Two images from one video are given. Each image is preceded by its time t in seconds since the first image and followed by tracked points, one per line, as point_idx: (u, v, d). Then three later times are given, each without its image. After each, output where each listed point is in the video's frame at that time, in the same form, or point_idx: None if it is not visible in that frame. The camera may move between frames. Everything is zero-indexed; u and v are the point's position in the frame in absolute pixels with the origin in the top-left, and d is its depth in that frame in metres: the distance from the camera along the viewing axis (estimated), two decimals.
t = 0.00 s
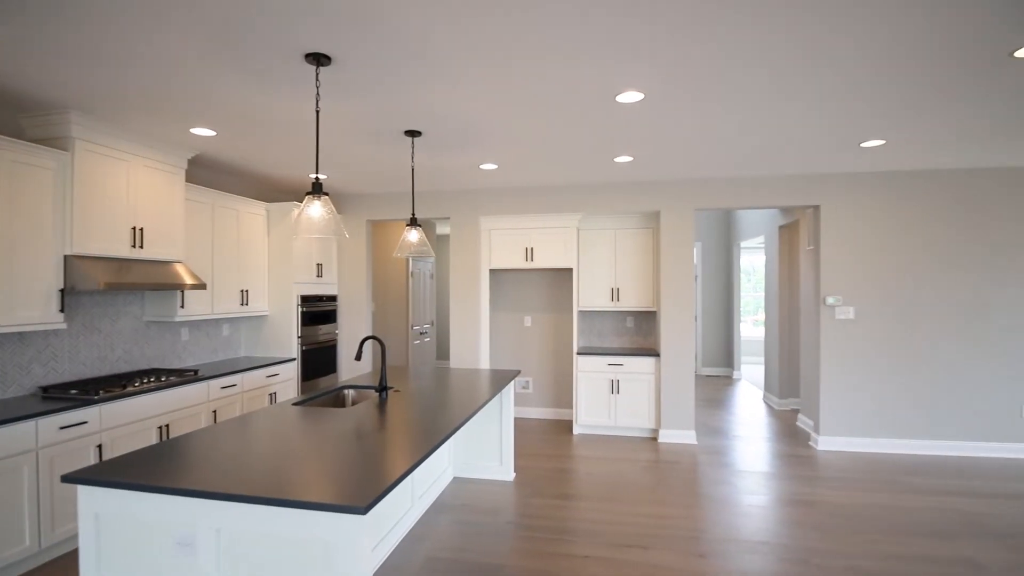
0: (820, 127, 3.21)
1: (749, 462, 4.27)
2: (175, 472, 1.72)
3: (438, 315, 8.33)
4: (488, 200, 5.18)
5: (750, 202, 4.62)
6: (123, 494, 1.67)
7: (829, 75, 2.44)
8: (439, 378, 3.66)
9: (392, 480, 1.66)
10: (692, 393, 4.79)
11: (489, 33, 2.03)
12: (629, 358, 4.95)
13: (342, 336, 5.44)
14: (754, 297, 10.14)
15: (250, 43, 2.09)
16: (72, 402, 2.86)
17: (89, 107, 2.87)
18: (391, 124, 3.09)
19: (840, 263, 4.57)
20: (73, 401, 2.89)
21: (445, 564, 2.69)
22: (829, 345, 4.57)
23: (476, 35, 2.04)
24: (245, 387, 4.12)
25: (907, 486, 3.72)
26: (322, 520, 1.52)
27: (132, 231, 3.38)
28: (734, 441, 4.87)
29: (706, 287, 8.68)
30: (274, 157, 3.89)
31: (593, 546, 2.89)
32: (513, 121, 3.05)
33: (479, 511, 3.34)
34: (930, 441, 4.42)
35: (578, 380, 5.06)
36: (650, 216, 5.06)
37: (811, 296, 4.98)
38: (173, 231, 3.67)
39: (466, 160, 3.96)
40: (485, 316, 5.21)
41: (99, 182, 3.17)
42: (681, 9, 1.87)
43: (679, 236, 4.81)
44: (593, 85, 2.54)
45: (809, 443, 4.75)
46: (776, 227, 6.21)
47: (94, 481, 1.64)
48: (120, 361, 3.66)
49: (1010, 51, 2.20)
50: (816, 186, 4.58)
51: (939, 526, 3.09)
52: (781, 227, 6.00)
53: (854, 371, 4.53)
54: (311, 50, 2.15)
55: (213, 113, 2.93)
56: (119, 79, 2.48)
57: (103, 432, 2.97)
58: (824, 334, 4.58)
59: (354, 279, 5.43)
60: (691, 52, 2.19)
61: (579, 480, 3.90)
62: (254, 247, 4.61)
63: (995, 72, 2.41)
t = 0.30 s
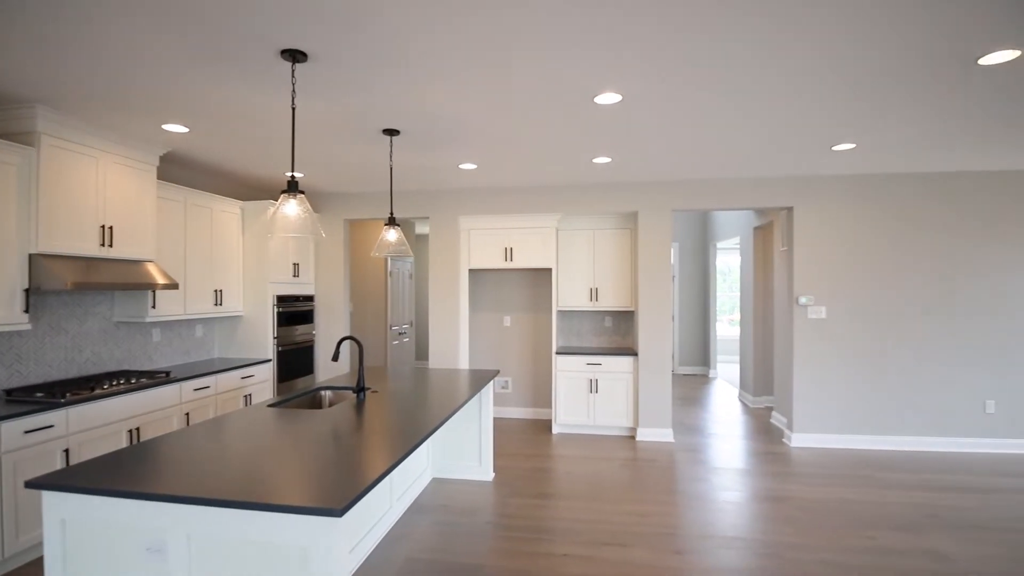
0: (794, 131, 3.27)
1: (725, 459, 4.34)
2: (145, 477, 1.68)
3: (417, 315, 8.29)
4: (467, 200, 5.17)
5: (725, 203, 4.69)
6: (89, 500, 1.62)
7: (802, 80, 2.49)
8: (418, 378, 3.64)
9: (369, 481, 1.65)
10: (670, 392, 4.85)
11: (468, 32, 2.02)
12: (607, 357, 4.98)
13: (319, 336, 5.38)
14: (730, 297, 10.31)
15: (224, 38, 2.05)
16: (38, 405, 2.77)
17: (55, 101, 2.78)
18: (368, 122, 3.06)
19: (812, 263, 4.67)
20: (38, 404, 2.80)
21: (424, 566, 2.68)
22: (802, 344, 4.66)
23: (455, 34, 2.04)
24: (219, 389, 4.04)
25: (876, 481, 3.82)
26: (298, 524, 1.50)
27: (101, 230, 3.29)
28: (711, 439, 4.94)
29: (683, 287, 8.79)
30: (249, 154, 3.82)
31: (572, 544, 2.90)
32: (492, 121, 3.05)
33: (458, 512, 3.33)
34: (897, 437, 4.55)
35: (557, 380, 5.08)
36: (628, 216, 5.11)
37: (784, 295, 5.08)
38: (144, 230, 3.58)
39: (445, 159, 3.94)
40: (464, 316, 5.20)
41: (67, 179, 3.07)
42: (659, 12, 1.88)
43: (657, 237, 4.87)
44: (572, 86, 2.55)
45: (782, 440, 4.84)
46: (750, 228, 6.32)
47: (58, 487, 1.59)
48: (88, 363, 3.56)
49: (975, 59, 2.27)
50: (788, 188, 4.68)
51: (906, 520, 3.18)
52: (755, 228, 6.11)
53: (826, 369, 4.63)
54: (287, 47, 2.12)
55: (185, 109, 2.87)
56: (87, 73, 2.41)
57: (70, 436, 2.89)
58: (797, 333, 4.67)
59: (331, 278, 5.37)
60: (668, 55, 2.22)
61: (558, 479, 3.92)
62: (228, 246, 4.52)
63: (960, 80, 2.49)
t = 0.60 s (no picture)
0: (768, 133, 3.34)
1: (702, 457, 4.40)
2: (113, 482, 1.64)
3: (395, 316, 8.23)
4: (447, 199, 5.15)
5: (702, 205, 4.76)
6: (54, 506, 1.58)
7: (777, 84, 2.54)
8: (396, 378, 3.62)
9: (345, 483, 1.64)
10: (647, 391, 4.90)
11: (449, 32, 2.02)
12: (586, 357, 5.02)
13: (295, 336, 5.30)
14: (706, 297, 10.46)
15: (197, 33, 2.01)
16: (1, 409, 2.68)
17: (18, 95, 2.69)
18: (346, 120, 3.03)
19: (786, 264, 4.77)
20: (1, 408, 2.70)
21: (402, 568, 2.66)
22: (776, 343, 4.75)
23: (434, 33, 2.03)
24: (192, 390, 3.96)
25: (847, 476, 3.92)
26: (274, 527, 1.48)
27: (68, 228, 3.19)
28: (688, 436, 5.00)
29: (661, 287, 8.89)
30: (223, 151, 3.75)
31: (551, 543, 2.91)
32: (471, 120, 3.05)
33: (436, 513, 3.32)
34: (867, 433, 4.67)
35: (537, 380, 5.09)
36: (606, 217, 5.15)
37: (758, 295, 5.17)
38: (114, 228, 3.49)
39: (424, 158, 3.92)
40: (443, 316, 5.17)
41: (32, 175, 2.98)
42: (637, 16, 1.91)
43: (635, 238, 4.91)
44: (552, 87, 2.57)
45: (756, 437, 4.93)
46: (726, 229, 6.42)
47: (21, 493, 1.54)
48: (54, 365, 3.45)
49: (940, 67, 2.35)
50: (763, 191, 4.77)
51: (875, 514, 3.27)
52: (731, 229, 6.21)
53: (799, 367, 4.73)
54: (262, 42, 2.09)
55: (157, 104, 2.80)
56: (53, 66, 2.34)
57: (35, 440, 2.80)
58: (771, 332, 4.76)
59: (308, 278, 5.30)
60: (646, 57, 2.24)
61: (537, 478, 3.93)
62: (201, 244, 4.43)
63: (925, 87, 2.58)
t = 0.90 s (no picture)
0: (742, 136, 3.40)
1: (679, 455, 4.45)
2: (80, 487, 1.59)
3: (374, 316, 8.17)
4: (425, 199, 5.12)
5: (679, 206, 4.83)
6: (16, 513, 1.53)
7: (750, 87, 2.58)
8: (374, 379, 3.59)
9: (320, 485, 1.62)
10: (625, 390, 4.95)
11: (420, 30, 2.01)
12: (564, 356, 5.04)
13: (271, 337, 5.22)
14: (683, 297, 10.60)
15: (168, 26, 1.97)
16: None
17: None
18: (323, 118, 3.00)
19: (760, 265, 4.86)
20: None
21: (380, 570, 2.64)
22: (751, 342, 4.84)
23: (411, 32, 2.02)
24: (164, 393, 3.88)
25: (819, 472, 4.01)
26: (244, 533, 1.45)
27: (34, 226, 3.10)
28: (665, 435, 5.06)
29: (639, 287, 8.98)
30: (197, 149, 3.68)
31: (530, 543, 2.92)
32: (450, 120, 3.04)
33: (415, 514, 3.30)
34: (837, 430, 4.79)
35: (516, 379, 5.10)
36: (585, 218, 5.18)
37: (733, 295, 5.26)
38: (82, 226, 3.40)
39: (402, 158, 3.90)
40: (422, 316, 5.15)
41: None
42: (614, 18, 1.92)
43: (613, 238, 4.95)
44: (530, 87, 2.57)
45: (732, 435, 5.01)
46: (702, 230, 6.51)
47: None
48: (19, 367, 3.35)
49: (906, 73, 2.42)
50: (737, 193, 4.85)
51: (845, 508, 3.34)
52: (707, 230, 6.30)
53: (773, 366, 4.82)
54: (235, 38, 2.05)
55: (127, 100, 2.74)
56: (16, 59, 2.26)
57: None
58: (745, 332, 4.84)
59: (284, 278, 5.22)
60: (623, 59, 2.26)
61: (515, 478, 3.93)
62: (173, 244, 4.34)
63: (892, 92, 2.65)
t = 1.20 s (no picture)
0: (716, 138, 3.45)
1: (656, 453, 4.50)
2: (45, 492, 1.55)
3: (351, 316, 8.09)
4: (403, 198, 5.09)
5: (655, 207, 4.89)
6: None
7: (725, 90, 2.63)
8: (351, 379, 3.55)
9: (294, 488, 1.60)
10: (603, 389, 4.99)
11: (397, 29, 2.00)
12: (542, 356, 5.06)
13: (245, 337, 5.13)
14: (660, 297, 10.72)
15: (137, 20, 1.92)
16: None
17: None
18: (298, 115, 2.96)
19: (735, 265, 4.94)
20: None
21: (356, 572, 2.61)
22: (725, 341, 4.92)
23: (389, 30, 2.01)
24: (134, 395, 3.78)
25: (791, 468, 4.10)
26: (217, 537, 1.43)
27: None
28: (642, 433, 5.11)
29: (616, 287, 9.06)
30: (168, 145, 3.60)
31: (508, 542, 2.93)
32: (427, 119, 3.03)
33: (392, 515, 3.28)
34: (808, 427, 4.90)
35: (494, 379, 5.10)
36: (563, 218, 5.21)
37: (708, 295, 5.34)
38: (48, 224, 3.30)
39: (379, 156, 3.87)
40: (400, 316, 5.11)
41: None
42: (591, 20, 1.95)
43: (590, 238, 4.99)
44: (508, 88, 2.58)
45: (707, 433, 5.09)
46: (678, 231, 6.60)
47: None
48: None
49: (873, 79, 2.50)
50: (712, 194, 4.93)
51: (816, 504, 3.42)
52: (683, 231, 6.39)
53: (747, 364, 4.91)
54: (208, 33, 2.02)
55: (95, 94, 2.66)
56: None
57: None
58: (720, 331, 4.92)
59: (258, 277, 5.14)
60: (600, 60, 2.28)
61: (493, 478, 3.94)
62: (143, 242, 4.23)
63: (861, 98, 2.73)
